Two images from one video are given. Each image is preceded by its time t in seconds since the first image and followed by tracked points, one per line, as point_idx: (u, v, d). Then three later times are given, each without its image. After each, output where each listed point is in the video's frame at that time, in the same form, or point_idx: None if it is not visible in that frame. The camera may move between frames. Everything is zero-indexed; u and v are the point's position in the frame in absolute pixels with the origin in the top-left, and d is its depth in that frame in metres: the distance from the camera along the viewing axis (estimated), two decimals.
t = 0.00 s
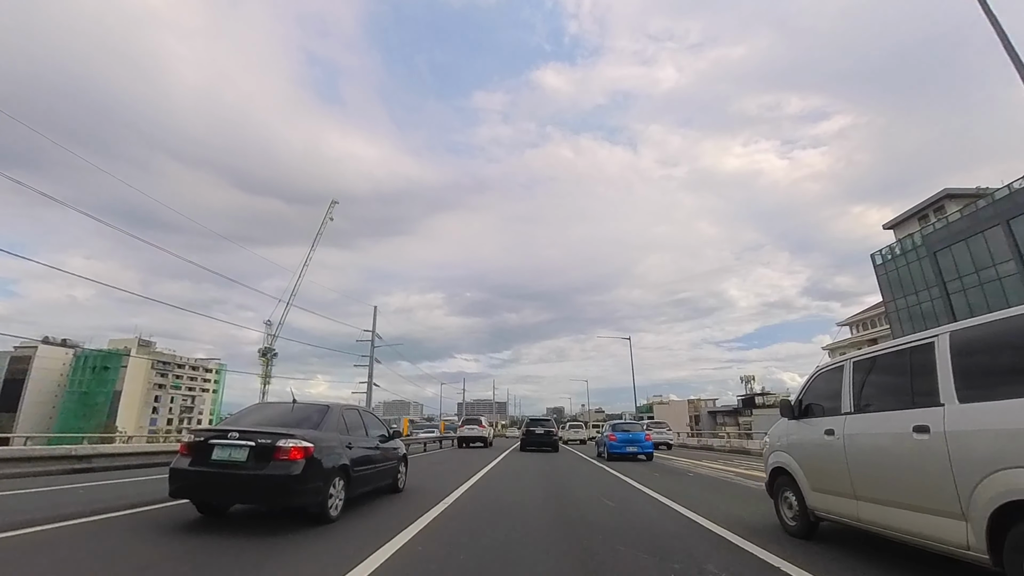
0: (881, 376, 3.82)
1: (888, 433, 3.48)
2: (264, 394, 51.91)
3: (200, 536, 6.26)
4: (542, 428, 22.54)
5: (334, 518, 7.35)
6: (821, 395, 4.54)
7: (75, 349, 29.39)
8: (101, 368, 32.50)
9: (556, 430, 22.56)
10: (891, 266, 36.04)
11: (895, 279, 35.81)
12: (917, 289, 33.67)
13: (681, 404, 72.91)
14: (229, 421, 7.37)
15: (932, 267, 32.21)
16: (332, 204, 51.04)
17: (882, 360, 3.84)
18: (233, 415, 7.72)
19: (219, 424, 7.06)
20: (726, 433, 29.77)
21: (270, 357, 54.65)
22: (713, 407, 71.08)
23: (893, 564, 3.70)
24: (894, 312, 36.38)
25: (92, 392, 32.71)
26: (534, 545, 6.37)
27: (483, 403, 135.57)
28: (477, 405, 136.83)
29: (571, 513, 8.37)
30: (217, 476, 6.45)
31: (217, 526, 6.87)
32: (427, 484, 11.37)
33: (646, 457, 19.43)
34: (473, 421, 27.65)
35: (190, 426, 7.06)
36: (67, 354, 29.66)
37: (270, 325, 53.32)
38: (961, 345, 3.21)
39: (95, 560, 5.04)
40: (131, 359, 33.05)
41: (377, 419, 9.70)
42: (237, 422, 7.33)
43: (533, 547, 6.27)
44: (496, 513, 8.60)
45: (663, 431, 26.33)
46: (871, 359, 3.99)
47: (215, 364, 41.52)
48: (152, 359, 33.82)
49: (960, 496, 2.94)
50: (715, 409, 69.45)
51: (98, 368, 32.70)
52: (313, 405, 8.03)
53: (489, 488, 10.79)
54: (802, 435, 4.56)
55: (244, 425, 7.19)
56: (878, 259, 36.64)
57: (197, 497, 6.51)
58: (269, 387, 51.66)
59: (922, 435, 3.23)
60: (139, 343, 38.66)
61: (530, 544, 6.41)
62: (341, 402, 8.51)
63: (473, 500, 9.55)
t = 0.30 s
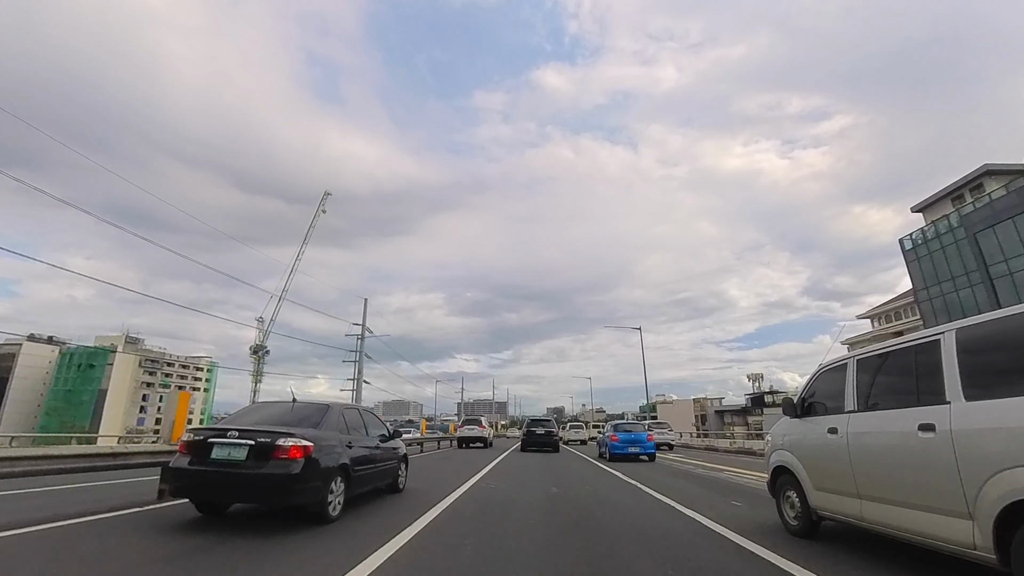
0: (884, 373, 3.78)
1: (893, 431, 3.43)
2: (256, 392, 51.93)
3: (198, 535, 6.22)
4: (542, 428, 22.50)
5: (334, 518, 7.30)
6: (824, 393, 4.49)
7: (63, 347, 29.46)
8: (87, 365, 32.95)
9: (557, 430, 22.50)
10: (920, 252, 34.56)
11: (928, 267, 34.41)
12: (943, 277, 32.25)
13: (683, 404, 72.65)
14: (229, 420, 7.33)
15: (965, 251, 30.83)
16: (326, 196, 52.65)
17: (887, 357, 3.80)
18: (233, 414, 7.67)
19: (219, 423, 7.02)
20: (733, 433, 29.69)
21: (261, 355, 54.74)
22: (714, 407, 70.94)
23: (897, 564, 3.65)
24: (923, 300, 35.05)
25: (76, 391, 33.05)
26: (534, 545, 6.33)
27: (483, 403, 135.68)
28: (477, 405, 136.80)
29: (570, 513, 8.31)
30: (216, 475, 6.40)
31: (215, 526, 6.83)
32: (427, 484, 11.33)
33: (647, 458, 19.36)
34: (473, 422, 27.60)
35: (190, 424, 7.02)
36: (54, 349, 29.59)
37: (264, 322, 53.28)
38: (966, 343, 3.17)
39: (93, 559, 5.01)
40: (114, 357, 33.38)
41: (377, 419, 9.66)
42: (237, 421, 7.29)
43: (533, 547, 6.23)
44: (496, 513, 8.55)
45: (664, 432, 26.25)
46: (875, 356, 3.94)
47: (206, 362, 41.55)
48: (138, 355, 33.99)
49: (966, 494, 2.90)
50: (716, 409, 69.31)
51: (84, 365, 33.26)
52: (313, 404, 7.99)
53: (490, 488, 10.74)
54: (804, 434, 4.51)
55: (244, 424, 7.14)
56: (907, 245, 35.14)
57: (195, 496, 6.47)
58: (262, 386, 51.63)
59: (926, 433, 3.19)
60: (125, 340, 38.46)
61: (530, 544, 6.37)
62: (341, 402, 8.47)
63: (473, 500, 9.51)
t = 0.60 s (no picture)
0: (881, 375, 3.81)
1: (889, 432, 3.46)
2: (246, 391, 51.78)
3: (204, 534, 6.28)
4: (543, 429, 22.53)
5: (337, 518, 7.34)
6: (821, 394, 4.53)
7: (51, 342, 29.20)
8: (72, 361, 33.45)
9: (558, 431, 22.53)
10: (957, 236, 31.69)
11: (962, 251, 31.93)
12: (980, 263, 29.95)
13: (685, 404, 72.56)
14: (232, 422, 7.37)
15: (1004, 235, 28.58)
16: (321, 187, 49.56)
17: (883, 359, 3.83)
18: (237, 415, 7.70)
19: (223, 425, 7.05)
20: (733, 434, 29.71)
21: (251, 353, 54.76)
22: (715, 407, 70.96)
23: (892, 564, 3.69)
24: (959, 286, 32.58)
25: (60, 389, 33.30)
26: (536, 545, 6.38)
27: (484, 403, 135.65)
28: (477, 405, 136.79)
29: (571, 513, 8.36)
30: (221, 476, 6.44)
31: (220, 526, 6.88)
32: (429, 484, 11.38)
33: (649, 458, 19.39)
34: (473, 422, 27.61)
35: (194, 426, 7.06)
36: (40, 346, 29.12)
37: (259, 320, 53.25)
38: (961, 345, 3.20)
39: (100, 559, 5.06)
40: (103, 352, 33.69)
41: (378, 419, 9.69)
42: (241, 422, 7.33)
43: (535, 547, 6.28)
44: (498, 513, 8.59)
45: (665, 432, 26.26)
46: (873, 358, 3.97)
47: (199, 361, 41.62)
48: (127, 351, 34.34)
49: (959, 494, 2.94)
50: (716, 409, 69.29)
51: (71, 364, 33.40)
52: (316, 405, 8.02)
53: (491, 488, 10.78)
54: (801, 435, 4.55)
55: (248, 425, 7.18)
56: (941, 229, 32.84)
57: (200, 497, 6.51)
58: (253, 384, 51.60)
59: (921, 434, 3.22)
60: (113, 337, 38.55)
61: (532, 545, 6.42)
62: (344, 403, 8.51)
63: (475, 500, 9.55)
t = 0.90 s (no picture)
0: (871, 378, 3.91)
1: (879, 433, 3.56)
2: (235, 389, 51.64)
3: (213, 532, 6.39)
4: (543, 429, 22.63)
5: (343, 517, 7.44)
6: (814, 396, 4.63)
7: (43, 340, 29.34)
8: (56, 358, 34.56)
9: (558, 432, 22.63)
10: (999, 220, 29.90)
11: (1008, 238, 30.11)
12: None
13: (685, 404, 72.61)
14: (240, 422, 7.46)
15: None
16: (310, 178, 46.19)
17: (875, 361, 3.93)
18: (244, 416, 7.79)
19: (232, 426, 7.14)
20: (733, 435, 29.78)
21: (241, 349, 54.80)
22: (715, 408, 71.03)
23: (883, 561, 3.79)
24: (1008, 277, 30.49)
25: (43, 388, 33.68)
26: (538, 545, 6.49)
27: (484, 404, 135.74)
28: (477, 405, 136.93)
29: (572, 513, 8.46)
30: (233, 477, 6.53)
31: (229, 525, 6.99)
32: (432, 484, 11.49)
33: (651, 459, 19.47)
34: (473, 422, 27.68)
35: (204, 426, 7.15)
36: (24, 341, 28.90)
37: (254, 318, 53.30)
38: (946, 347, 3.31)
39: (115, 556, 5.17)
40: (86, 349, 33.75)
41: (383, 420, 9.79)
42: (250, 423, 7.42)
43: (537, 546, 6.40)
44: (499, 513, 8.71)
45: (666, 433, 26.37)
46: (865, 360, 4.08)
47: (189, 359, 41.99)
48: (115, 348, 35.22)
49: (946, 493, 3.03)
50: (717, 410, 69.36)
51: (51, 361, 34.36)
52: (323, 406, 8.13)
53: (493, 488, 10.89)
54: (796, 435, 4.64)
55: (257, 427, 7.27)
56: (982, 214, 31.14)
57: (210, 496, 6.60)
58: (244, 382, 51.63)
59: (909, 435, 3.32)
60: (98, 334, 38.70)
61: (535, 544, 6.53)
62: (349, 403, 8.61)
63: (477, 500, 9.66)
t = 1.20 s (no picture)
0: (858, 381, 4.06)
1: (866, 435, 3.70)
2: (227, 387, 51.88)
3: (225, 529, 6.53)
4: (544, 430, 22.75)
5: (352, 515, 7.59)
6: (806, 398, 4.77)
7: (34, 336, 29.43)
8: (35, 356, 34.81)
9: (559, 433, 22.77)
10: None
11: None
12: None
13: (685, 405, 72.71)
14: (251, 423, 7.61)
15: None
16: (304, 169, 44.57)
17: (864, 364, 4.08)
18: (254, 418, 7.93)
19: (245, 427, 7.28)
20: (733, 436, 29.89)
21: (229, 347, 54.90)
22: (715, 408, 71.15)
23: (871, 558, 3.93)
24: None
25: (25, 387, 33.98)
26: (542, 544, 6.64)
27: (484, 404, 135.84)
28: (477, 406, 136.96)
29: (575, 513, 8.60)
30: (247, 475, 6.68)
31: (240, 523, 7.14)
32: (435, 484, 11.63)
33: (652, 460, 19.61)
34: (473, 423, 27.79)
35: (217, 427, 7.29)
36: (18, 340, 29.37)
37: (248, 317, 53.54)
38: (929, 353, 3.46)
39: (133, 551, 5.32)
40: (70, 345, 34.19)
41: (388, 420, 9.94)
42: (262, 424, 7.57)
43: (541, 545, 6.54)
44: (504, 512, 8.85)
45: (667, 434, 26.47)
46: (853, 364, 4.23)
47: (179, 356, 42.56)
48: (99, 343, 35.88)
49: (927, 492, 3.18)
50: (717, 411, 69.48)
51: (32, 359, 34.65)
52: (331, 408, 8.28)
53: (496, 488, 11.04)
54: (788, 437, 4.78)
55: (268, 427, 7.41)
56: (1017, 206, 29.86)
57: (225, 495, 6.75)
58: (233, 379, 51.66)
59: (893, 437, 3.47)
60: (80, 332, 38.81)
61: (539, 544, 6.67)
62: (356, 405, 8.77)
63: (481, 499, 9.80)
